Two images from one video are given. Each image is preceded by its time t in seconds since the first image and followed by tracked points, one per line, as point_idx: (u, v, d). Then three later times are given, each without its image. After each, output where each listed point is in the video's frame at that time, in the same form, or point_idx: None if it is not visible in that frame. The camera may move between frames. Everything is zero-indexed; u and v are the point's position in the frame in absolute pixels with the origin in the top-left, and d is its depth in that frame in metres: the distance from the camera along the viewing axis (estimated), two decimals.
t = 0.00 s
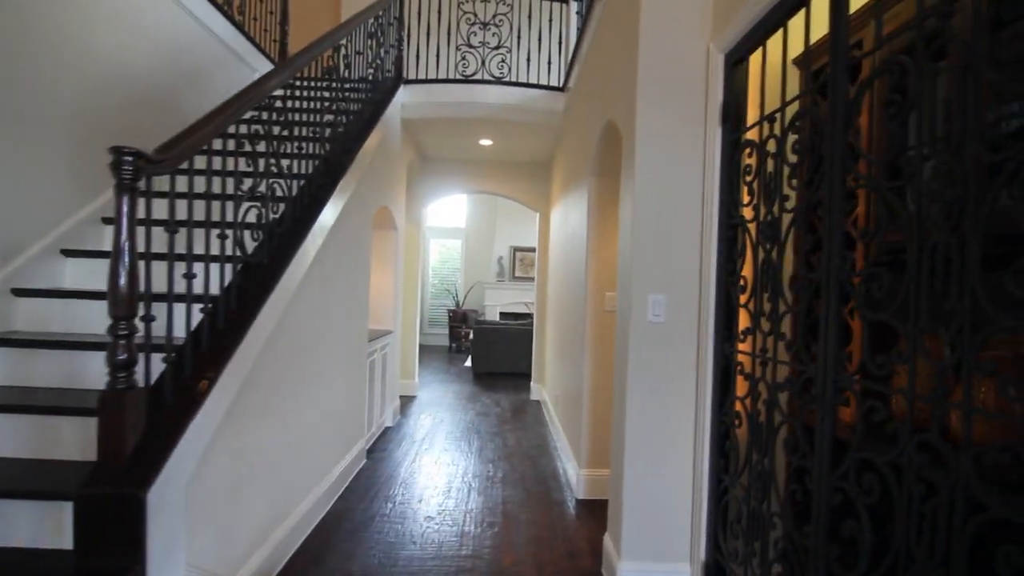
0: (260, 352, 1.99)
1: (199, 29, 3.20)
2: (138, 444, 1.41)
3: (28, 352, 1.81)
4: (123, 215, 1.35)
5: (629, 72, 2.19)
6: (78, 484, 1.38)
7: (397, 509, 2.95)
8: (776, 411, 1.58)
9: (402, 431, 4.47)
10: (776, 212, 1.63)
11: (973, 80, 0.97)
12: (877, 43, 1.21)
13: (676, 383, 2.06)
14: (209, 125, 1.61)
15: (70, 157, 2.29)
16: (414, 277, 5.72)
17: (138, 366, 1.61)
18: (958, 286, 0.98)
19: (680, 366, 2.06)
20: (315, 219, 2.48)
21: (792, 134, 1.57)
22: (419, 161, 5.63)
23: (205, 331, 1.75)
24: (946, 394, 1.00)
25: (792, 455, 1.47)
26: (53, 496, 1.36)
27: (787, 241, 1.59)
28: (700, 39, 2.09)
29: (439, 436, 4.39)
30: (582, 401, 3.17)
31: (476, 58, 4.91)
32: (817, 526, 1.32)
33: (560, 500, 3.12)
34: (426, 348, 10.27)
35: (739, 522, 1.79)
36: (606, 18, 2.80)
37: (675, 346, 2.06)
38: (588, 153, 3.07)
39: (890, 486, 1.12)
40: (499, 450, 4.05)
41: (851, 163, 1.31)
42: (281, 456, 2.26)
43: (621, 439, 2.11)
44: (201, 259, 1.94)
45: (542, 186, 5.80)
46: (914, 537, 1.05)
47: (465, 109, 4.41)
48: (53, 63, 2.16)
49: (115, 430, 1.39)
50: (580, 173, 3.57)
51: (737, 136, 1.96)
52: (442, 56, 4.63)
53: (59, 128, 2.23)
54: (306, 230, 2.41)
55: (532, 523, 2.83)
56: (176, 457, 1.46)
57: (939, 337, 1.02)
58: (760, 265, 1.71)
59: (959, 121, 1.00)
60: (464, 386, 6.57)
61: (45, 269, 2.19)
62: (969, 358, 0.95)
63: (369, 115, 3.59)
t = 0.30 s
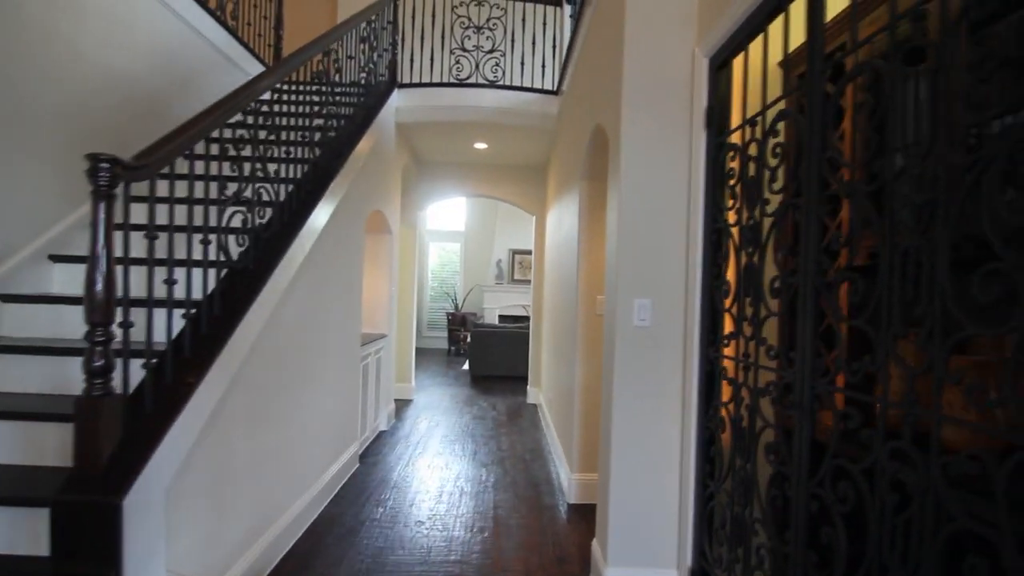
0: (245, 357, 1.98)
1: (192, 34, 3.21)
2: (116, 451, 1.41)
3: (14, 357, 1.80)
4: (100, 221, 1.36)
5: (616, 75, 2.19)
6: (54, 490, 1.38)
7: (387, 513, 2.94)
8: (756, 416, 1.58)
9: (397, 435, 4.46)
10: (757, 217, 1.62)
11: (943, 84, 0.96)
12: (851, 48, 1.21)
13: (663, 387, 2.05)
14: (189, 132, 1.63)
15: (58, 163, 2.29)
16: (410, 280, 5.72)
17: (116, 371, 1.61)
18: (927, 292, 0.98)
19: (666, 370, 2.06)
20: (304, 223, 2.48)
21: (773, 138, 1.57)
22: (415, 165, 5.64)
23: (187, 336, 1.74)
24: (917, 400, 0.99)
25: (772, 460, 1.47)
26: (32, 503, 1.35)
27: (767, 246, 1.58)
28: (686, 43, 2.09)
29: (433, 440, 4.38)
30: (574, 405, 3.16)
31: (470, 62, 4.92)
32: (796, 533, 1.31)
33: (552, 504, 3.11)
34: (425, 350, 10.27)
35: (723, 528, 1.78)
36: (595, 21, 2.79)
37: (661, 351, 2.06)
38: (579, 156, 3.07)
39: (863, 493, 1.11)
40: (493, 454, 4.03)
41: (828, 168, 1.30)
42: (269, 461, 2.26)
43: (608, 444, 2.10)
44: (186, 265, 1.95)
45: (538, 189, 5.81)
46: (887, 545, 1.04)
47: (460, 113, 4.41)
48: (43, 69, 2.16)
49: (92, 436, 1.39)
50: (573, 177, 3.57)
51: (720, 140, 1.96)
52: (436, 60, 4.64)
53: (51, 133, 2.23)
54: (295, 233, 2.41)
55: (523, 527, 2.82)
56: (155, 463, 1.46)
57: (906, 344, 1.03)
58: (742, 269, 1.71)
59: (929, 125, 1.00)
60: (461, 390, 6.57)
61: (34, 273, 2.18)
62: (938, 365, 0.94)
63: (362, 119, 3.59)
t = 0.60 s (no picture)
0: (226, 362, 1.97)
1: (178, 36, 3.19)
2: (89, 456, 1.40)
3: None
4: (71, 226, 1.35)
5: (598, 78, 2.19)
6: (27, 496, 1.36)
7: (373, 516, 2.93)
8: (734, 419, 1.58)
9: (387, 437, 4.45)
10: (734, 220, 1.63)
11: (907, 89, 0.97)
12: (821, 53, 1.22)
13: (645, 390, 2.05)
14: (167, 134, 1.62)
15: (39, 167, 2.27)
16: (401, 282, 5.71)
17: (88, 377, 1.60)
18: (892, 297, 0.98)
19: (649, 372, 2.06)
20: (288, 226, 2.46)
21: (749, 140, 1.57)
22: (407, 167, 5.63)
23: (165, 340, 1.73)
24: (883, 404, 1.00)
25: (749, 463, 1.47)
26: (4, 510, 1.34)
27: (743, 249, 1.59)
28: (667, 46, 2.09)
29: (424, 441, 4.37)
30: (562, 407, 3.16)
31: (460, 64, 4.92)
32: (770, 536, 1.32)
33: (539, 507, 3.10)
34: (419, 352, 10.25)
35: (704, 530, 1.78)
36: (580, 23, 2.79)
37: (645, 354, 2.06)
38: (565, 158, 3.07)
39: (833, 496, 1.11)
40: (483, 457, 4.03)
41: (801, 172, 1.31)
42: (251, 465, 2.25)
43: (591, 447, 2.10)
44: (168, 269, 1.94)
45: (529, 190, 5.81)
46: (855, 547, 1.05)
47: (449, 114, 4.39)
48: (23, 71, 2.15)
49: (65, 442, 1.38)
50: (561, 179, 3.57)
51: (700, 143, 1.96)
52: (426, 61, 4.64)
53: (32, 136, 2.21)
54: (280, 236, 2.40)
55: (510, 530, 2.81)
56: (132, 468, 1.45)
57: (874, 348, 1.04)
58: (720, 272, 1.71)
59: (894, 131, 1.00)
60: (454, 391, 6.56)
61: (15, 277, 2.16)
62: (902, 370, 0.95)
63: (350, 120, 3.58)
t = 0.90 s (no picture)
0: (214, 364, 1.97)
1: (167, 36, 3.17)
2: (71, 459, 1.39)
3: None
4: (49, 228, 1.33)
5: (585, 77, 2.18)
6: (9, 500, 1.35)
7: (365, 516, 2.93)
8: (719, 417, 1.58)
9: (382, 437, 4.44)
10: (718, 218, 1.63)
11: (883, 85, 0.97)
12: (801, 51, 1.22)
13: (635, 389, 2.05)
14: (147, 136, 1.61)
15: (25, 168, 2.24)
16: (395, 282, 5.69)
17: (70, 379, 1.59)
18: (868, 295, 0.98)
19: (638, 372, 2.06)
20: (276, 226, 2.45)
21: (732, 139, 1.57)
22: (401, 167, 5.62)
23: (149, 342, 1.72)
24: (861, 403, 1.00)
25: (734, 461, 1.48)
26: None
27: (727, 248, 1.59)
28: (654, 44, 2.09)
29: (418, 441, 4.36)
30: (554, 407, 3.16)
31: (452, 63, 4.91)
32: (755, 535, 1.32)
33: (532, 506, 3.10)
34: (415, 352, 10.23)
35: (692, 529, 1.78)
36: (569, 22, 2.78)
37: (633, 353, 2.05)
38: (556, 157, 3.06)
39: (814, 494, 1.11)
40: (477, 456, 4.03)
41: (782, 171, 1.31)
42: (241, 467, 2.24)
43: (580, 446, 2.10)
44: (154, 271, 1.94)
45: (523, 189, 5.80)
46: (835, 545, 1.05)
47: (441, 114, 4.38)
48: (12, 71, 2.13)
49: (48, 443, 1.37)
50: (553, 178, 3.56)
51: (687, 142, 1.96)
52: (418, 61, 4.63)
53: (21, 136, 2.19)
54: (268, 235, 2.39)
55: (503, 529, 2.81)
56: (114, 470, 1.43)
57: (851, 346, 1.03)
58: (705, 271, 1.71)
59: (871, 128, 1.00)
60: (449, 391, 6.55)
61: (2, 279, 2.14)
62: (879, 368, 0.95)
63: (341, 120, 3.57)
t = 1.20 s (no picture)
0: (215, 366, 1.98)
1: (168, 40, 3.19)
2: (72, 462, 1.40)
3: None
4: (49, 231, 1.34)
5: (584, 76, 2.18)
6: (10, 503, 1.35)
7: (369, 517, 2.93)
8: (719, 417, 1.57)
9: (386, 438, 4.45)
10: (717, 216, 1.62)
11: (879, 81, 0.96)
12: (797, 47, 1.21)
13: (637, 388, 2.05)
14: (147, 139, 1.62)
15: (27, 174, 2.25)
16: (398, 283, 5.70)
17: (71, 382, 1.60)
18: (865, 292, 0.98)
19: (639, 371, 2.05)
20: (278, 229, 2.46)
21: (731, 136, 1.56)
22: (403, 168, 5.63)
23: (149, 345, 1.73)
24: (858, 400, 1.00)
25: (733, 460, 1.47)
26: None
27: (726, 246, 1.58)
28: (652, 42, 2.08)
29: (423, 442, 4.36)
30: (557, 407, 3.16)
31: (453, 64, 4.92)
32: (755, 535, 1.31)
33: (535, 506, 3.10)
34: (420, 353, 10.24)
35: (693, 530, 1.77)
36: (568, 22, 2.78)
37: (634, 353, 2.05)
38: (557, 157, 3.06)
39: (813, 494, 1.10)
40: (481, 457, 4.03)
41: (780, 168, 1.31)
42: (243, 469, 2.25)
43: (582, 447, 2.09)
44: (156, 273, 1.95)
45: (525, 190, 5.80)
46: (834, 544, 1.04)
47: (443, 115, 4.38)
48: (14, 76, 2.14)
49: (50, 447, 1.37)
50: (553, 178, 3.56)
51: (685, 140, 1.96)
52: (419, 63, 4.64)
53: (23, 141, 2.21)
54: (270, 237, 2.40)
55: (506, 530, 2.81)
56: (115, 473, 1.44)
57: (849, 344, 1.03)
58: (705, 269, 1.70)
59: (867, 123, 0.99)
60: (453, 392, 6.56)
61: (5, 283, 2.15)
62: (876, 365, 0.94)
63: (343, 122, 3.58)
